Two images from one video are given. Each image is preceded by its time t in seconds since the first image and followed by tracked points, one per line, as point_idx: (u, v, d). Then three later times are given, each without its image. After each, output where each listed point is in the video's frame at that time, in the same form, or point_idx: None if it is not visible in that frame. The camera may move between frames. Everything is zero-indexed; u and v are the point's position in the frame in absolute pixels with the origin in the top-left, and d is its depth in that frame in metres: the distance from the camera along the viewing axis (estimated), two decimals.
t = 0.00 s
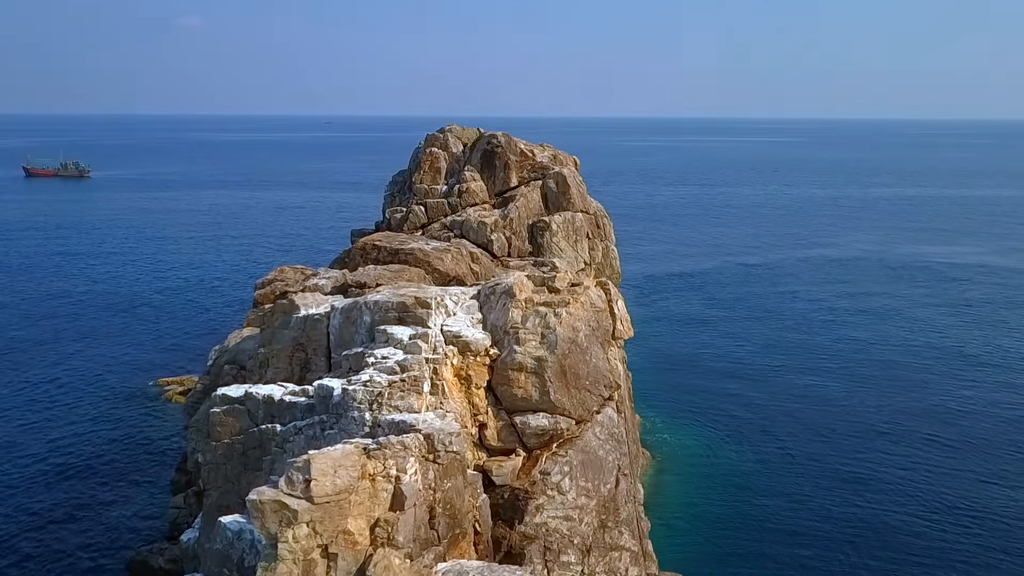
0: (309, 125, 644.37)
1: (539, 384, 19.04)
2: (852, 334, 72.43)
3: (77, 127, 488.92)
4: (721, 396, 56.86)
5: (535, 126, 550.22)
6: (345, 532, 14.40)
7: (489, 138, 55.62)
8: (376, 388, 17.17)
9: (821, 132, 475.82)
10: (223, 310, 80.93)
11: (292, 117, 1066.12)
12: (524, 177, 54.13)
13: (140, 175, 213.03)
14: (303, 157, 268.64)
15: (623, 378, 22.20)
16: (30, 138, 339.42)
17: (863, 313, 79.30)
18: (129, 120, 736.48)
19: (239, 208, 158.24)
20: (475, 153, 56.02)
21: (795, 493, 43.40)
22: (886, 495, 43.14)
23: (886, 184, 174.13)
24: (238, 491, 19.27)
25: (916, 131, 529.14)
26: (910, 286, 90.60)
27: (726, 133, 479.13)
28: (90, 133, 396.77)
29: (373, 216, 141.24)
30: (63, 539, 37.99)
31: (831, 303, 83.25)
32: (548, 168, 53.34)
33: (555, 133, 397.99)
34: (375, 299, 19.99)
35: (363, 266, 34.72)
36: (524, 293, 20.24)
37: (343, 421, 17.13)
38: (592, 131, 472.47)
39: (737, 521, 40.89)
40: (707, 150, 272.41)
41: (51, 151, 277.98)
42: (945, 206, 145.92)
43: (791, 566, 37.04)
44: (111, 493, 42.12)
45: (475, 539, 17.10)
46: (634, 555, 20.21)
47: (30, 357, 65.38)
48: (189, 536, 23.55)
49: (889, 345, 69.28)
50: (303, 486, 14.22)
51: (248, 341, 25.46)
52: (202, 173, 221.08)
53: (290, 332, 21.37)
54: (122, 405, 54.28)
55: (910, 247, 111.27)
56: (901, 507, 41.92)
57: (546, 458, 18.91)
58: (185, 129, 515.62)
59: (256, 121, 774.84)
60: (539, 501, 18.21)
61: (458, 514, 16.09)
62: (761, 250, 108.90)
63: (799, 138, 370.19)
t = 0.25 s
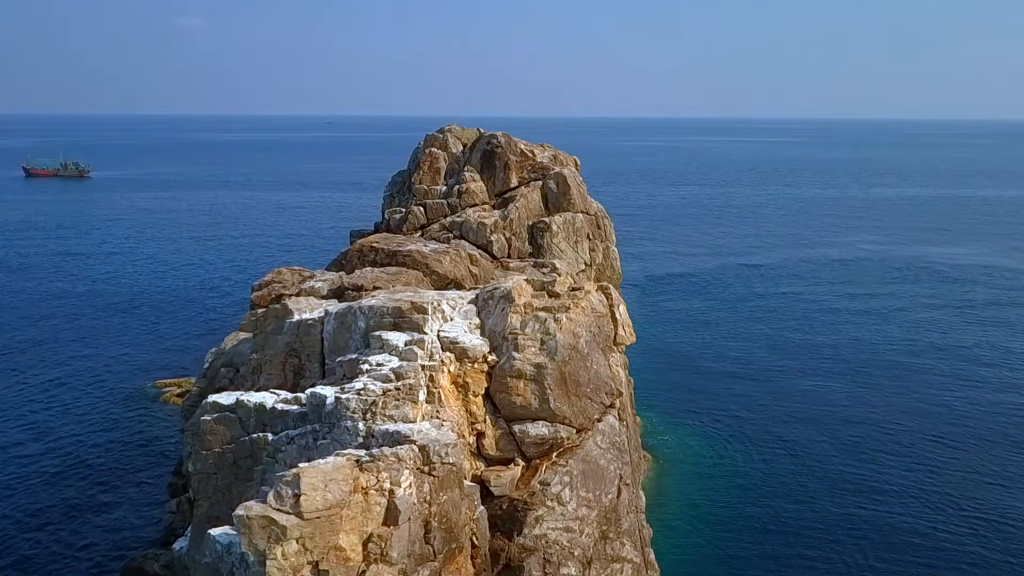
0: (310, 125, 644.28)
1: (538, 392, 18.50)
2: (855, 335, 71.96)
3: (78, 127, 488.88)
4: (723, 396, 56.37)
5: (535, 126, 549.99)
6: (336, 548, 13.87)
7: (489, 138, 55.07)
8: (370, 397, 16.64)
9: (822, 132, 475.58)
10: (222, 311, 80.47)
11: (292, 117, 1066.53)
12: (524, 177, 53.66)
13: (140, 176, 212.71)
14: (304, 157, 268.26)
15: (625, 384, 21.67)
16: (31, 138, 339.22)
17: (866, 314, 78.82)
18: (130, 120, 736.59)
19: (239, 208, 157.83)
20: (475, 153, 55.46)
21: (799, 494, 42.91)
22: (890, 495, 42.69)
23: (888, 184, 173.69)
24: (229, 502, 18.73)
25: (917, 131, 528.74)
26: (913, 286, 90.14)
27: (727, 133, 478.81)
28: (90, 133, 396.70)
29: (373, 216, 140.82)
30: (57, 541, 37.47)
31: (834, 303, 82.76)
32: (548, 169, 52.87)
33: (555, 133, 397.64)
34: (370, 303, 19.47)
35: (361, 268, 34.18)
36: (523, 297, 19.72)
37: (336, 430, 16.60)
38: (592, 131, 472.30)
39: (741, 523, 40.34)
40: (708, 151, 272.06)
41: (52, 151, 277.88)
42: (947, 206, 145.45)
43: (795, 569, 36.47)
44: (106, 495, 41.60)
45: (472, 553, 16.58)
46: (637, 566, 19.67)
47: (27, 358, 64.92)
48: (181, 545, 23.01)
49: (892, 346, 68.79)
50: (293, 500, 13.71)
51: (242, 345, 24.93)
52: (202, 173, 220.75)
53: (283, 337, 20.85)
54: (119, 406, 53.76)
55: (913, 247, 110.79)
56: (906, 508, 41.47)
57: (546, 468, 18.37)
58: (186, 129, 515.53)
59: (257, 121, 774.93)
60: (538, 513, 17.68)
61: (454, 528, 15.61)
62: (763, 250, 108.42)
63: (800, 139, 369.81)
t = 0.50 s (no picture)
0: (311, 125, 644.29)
1: (538, 401, 17.94)
2: (858, 335, 71.42)
3: (78, 127, 488.70)
4: (727, 397, 55.78)
5: (536, 126, 549.65)
6: (327, 566, 13.27)
7: (488, 138, 54.45)
8: (363, 407, 16.08)
9: (823, 133, 475.51)
10: (221, 311, 79.94)
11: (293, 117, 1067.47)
12: (524, 178, 53.13)
13: (141, 176, 212.37)
14: (304, 157, 267.93)
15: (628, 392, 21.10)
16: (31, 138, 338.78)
17: (869, 314, 78.32)
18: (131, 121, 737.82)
19: (239, 208, 157.39)
20: (475, 153, 54.87)
21: (803, 497, 42.34)
22: (896, 498, 42.13)
23: (889, 184, 173.32)
24: (219, 514, 18.16)
25: (918, 130, 528.53)
26: (916, 286, 89.65)
27: (728, 133, 478.63)
28: (91, 134, 396.73)
29: (373, 217, 140.38)
30: (51, 544, 36.87)
31: (837, 303, 82.20)
32: (548, 169, 52.36)
33: (556, 133, 397.34)
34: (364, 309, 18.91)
35: (358, 271, 33.61)
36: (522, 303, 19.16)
37: (328, 442, 16.05)
38: (593, 131, 472.15)
39: (744, 526, 39.70)
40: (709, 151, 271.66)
41: (53, 151, 277.78)
42: (949, 206, 144.91)
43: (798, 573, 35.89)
44: (102, 496, 41.00)
45: (469, 569, 16.02)
46: None
47: (24, 359, 64.35)
48: (172, 556, 22.44)
49: (896, 346, 68.24)
50: (281, 517, 13.17)
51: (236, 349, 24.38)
52: (202, 173, 220.32)
53: (276, 343, 20.26)
54: (116, 407, 53.16)
55: (915, 247, 110.24)
56: (912, 510, 40.92)
57: (545, 480, 17.79)
58: (186, 129, 515.36)
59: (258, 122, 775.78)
60: (538, 525, 17.10)
61: (451, 543, 15.06)
62: (764, 250, 107.89)
63: (801, 139, 369.60)
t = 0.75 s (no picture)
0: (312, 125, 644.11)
1: (538, 411, 17.37)
2: (862, 336, 70.81)
3: (79, 128, 488.66)
4: (729, 399, 55.14)
5: (537, 126, 549.19)
6: None
7: (489, 138, 53.83)
8: (357, 418, 15.54)
9: (823, 133, 475.54)
10: (219, 311, 79.36)
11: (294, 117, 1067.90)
12: (525, 178, 52.57)
13: (141, 176, 211.98)
14: (304, 157, 267.61)
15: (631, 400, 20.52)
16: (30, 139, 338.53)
17: (873, 315, 77.71)
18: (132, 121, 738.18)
19: (238, 208, 156.86)
20: (475, 154, 54.27)
21: (809, 499, 41.67)
22: (903, 500, 41.50)
23: (890, 184, 172.84)
24: (208, 527, 17.62)
25: (919, 130, 528.32)
26: (919, 287, 89.06)
27: (727, 134, 479.43)
28: (91, 133, 396.70)
29: (374, 217, 139.89)
30: (43, 546, 36.14)
31: (841, 304, 81.56)
32: (549, 170, 51.83)
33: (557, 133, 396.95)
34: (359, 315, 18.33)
35: (355, 274, 33.02)
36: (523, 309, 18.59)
37: (321, 454, 15.50)
38: (594, 131, 472.13)
39: (748, 530, 38.94)
40: (710, 151, 271.14)
41: (53, 151, 277.57)
42: (951, 206, 144.28)
43: None
44: (96, 498, 40.30)
45: None
46: None
47: (20, 359, 63.67)
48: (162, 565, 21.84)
49: (901, 347, 67.63)
50: (268, 537, 12.64)
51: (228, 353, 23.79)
52: (202, 173, 219.86)
53: (268, 350, 19.67)
54: (112, 408, 52.45)
55: (918, 248, 109.65)
56: (920, 513, 40.28)
57: (546, 492, 17.19)
58: (187, 129, 515.30)
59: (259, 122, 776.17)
60: (538, 540, 16.51)
61: (447, 561, 14.51)
62: (766, 250, 107.28)
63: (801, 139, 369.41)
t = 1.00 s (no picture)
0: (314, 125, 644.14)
1: (540, 422, 16.78)
2: (868, 337, 70.07)
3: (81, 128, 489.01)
4: (733, 401, 54.45)
5: (539, 126, 548.76)
6: None
7: (491, 139, 53.19)
8: (351, 430, 15.00)
9: (827, 133, 475.00)
10: (219, 311, 78.78)
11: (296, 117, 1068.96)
12: (528, 179, 52.07)
13: (143, 176, 211.69)
14: (306, 157, 267.42)
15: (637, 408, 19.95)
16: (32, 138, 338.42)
17: (879, 316, 77.08)
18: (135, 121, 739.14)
19: (241, 208, 156.45)
20: (477, 154, 53.67)
21: (818, 501, 40.99)
22: (913, 502, 40.79)
23: (895, 184, 172.20)
24: (198, 541, 17.10)
25: (922, 130, 527.53)
26: (925, 287, 88.38)
27: (729, 134, 478.76)
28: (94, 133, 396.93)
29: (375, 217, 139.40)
30: (40, 548, 35.52)
31: (846, 305, 80.89)
32: (552, 170, 51.33)
33: (559, 133, 396.52)
34: (355, 322, 17.78)
35: (353, 278, 32.46)
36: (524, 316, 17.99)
37: (314, 468, 14.96)
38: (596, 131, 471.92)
39: (754, 535, 38.18)
40: (712, 151, 270.51)
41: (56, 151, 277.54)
42: (956, 207, 143.51)
43: None
44: (95, 498, 39.75)
45: None
46: None
47: (19, 360, 63.11)
48: None
49: (907, 348, 67.00)
50: (255, 560, 12.15)
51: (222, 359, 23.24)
52: (204, 173, 219.66)
53: (262, 357, 19.11)
54: (111, 408, 51.94)
55: (922, 248, 108.91)
56: (931, 515, 39.57)
57: (548, 505, 16.56)
58: (190, 129, 515.79)
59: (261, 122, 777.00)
60: (539, 556, 15.89)
61: None
62: (770, 251, 106.64)
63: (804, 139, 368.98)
